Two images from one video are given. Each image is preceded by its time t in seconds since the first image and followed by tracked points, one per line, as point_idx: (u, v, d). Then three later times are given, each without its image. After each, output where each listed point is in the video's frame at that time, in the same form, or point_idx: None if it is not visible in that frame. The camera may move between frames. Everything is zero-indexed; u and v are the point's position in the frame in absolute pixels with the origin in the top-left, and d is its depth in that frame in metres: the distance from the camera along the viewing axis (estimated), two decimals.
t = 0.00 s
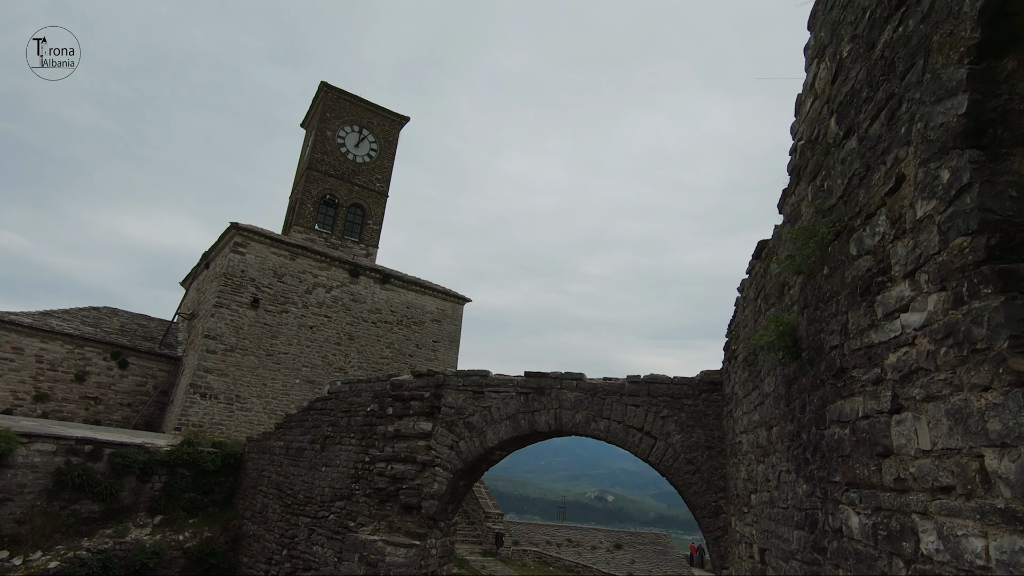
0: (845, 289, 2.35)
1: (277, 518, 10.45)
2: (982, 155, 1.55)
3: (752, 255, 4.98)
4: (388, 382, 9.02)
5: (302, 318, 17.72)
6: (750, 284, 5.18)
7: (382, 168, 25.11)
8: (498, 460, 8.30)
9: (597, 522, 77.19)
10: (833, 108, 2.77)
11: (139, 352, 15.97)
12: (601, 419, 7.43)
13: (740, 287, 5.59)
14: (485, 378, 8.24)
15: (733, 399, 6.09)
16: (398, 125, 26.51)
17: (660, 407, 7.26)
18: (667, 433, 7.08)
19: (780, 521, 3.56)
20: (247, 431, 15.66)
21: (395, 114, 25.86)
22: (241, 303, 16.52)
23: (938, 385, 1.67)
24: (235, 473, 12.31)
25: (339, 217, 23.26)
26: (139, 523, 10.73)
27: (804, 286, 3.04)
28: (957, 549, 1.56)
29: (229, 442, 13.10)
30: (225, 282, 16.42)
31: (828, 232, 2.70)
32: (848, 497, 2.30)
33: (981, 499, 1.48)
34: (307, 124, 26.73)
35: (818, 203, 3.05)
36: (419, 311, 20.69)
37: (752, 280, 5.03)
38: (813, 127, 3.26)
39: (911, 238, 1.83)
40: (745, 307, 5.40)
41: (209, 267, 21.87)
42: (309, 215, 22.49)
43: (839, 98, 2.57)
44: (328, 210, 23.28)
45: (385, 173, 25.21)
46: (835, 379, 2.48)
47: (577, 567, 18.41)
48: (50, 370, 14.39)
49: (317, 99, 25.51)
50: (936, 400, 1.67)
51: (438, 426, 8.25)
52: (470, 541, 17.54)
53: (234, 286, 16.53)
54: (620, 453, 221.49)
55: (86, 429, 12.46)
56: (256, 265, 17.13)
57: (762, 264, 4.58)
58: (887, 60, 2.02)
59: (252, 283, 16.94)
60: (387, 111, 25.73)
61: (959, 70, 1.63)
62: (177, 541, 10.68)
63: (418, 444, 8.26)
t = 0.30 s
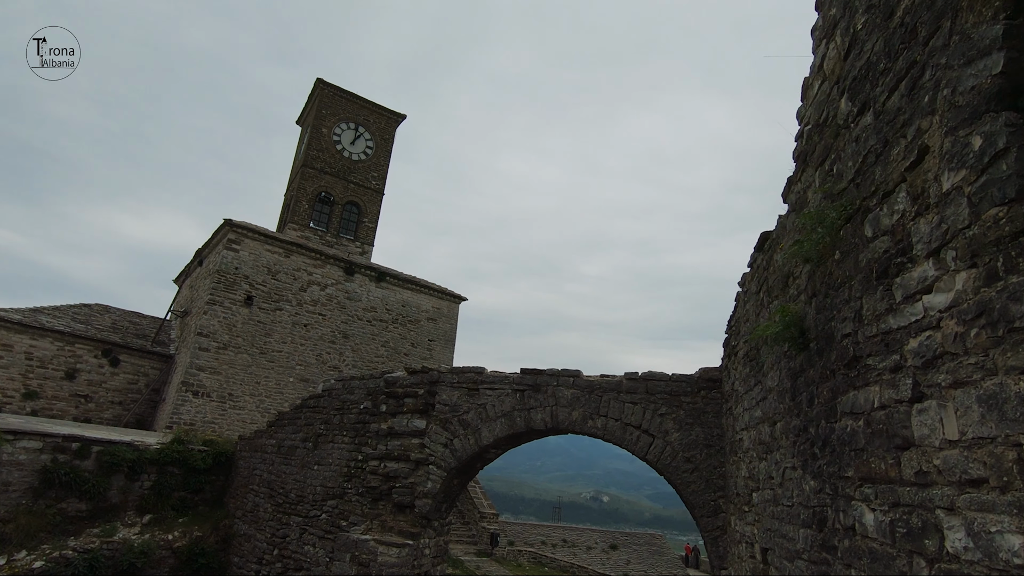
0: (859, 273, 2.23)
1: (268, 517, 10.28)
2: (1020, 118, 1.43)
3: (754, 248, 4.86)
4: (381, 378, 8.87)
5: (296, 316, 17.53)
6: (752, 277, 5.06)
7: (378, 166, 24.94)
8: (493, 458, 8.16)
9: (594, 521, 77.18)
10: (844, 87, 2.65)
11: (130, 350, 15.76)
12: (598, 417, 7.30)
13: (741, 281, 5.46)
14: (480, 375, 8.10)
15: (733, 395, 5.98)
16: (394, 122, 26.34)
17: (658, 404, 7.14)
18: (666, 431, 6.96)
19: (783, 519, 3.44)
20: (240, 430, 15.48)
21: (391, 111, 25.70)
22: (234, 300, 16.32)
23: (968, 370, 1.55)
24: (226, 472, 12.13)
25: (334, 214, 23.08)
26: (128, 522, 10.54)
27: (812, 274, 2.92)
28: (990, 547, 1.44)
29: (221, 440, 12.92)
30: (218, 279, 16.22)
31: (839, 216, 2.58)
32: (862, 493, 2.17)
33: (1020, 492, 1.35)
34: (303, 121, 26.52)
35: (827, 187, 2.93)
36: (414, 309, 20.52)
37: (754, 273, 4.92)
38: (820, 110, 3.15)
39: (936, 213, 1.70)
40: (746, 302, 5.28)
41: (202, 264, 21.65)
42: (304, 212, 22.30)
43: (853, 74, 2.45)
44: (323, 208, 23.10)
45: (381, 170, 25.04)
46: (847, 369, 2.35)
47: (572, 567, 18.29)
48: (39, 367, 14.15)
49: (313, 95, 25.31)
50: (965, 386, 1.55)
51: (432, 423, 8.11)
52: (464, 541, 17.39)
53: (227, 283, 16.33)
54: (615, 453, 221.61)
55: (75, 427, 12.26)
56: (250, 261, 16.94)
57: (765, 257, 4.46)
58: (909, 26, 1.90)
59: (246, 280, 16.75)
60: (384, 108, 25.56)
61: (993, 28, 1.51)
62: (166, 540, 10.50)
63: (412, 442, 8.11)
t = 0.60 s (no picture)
0: (871, 259, 2.12)
1: (260, 516, 10.14)
2: None
3: (754, 241, 4.76)
4: (374, 375, 8.73)
5: (290, 313, 17.37)
6: (752, 271, 4.96)
7: (373, 162, 24.76)
8: (488, 456, 8.05)
9: (589, 520, 77.35)
10: (854, 67, 2.55)
11: (122, 346, 15.57)
12: (594, 414, 7.19)
13: (740, 275, 5.37)
14: (475, 371, 7.99)
15: (731, 392, 5.88)
16: (390, 119, 26.15)
17: (655, 401, 7.03)
18: (663, 428, 6.86)
19: (785, 518, 3.34)
20: (233, 427, 15.32)
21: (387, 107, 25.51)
22: (227, 296, 16.14)
23: (994, 357, 1.44)
24: (217, 469, 11.99)
25: (329, 211, 22.90)
26: (117, 520, 10.38)
27: (817, 263, 2.81)
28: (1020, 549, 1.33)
29: (212, 438, 12.77)
30: (211, 275, 16.03)
31: (848, 201, 2.47)
32: (873, 491, 2.07)
33: None
34: (298, 117, 26.30)
35: (833, 173, 2.83)
36: (410, 307, 20.38)
37: (754, 266, 4.82)
38: (826, 95, 3.04)
39: (958, 191, 1.59)
40: (745, 297, 5.18)
41: (195, 260, 21.43)
42: (299, 208, 22.11)
43: (864, 52, 2.34)
44: (318, 204, 22.92)
45: (376, 167, 24.87)
46: (857, 361, 2.25)
47: (568, 566, 18.21)
48: (29, 364, 13.94)
49: (308, 91, 25.09)
50: (992, 375, 1.44)
51: (426, 420, 7.98)
52: (459, 539, 17.29)
53: (220, 279, 16.14)
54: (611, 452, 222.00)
55: (64, 424, 12.08)
56: (243, 258, 16.76)
57: (766, 249, 4.35)
58: None
59: (239, 277, 16.56)
60: (379, 105, 25.37)
61: None
62: (156, 539, 10.36)
63: (405, 439, 7.99)
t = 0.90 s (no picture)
0: (878, 244, 2.02)
1: (250, 513, 10.02)
2: None
3: (752, 233, 4.66)
4: (366, 370, 8.61)
5: (283, 309, 17.20)
6: (750, 263, 4.87)
7: (368, 158, 24.57)
8: (481, 452, 7.95)
9: (583, 516, 77.62)
10: (860, 46, 2.45)
11: (113, 342, 15.38)
12: (589, 410, 7.10)
13: (738, 268, 5.28)
14: (468, 367, 7.88)
15: (728, 387, 5.80)
16: (384, 114, 25.94)
17: (650, 397, 6.95)
18: (658, 424, 6.78)
19: (784, 514, 3.25)
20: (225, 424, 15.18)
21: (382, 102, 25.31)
22: (219, 292, 15.95)
23: (1016, 343, 1.34)
24: (208, 467, 11.85)
25: (323, 206, 22.71)
26: (105, 518, 10.23)
27: (820, 252, 2.71)
28: None
29: (203, 434, 12.62)
30: (203, 271, 15.84)
31: (853, 186, 2.38)
32: (879, 486, 1.97)
33: None
34: (291, 111, 26.05)
35: (837, 159, 2.73)
36: (404, 303, 20.24)
37: (752, 258, 4.73)
38: (829, 78, 2.95)
39: (977, 166, 1.49)
40: (743, 290, 5.09)
41: (187, 256, 21.22)
42: (292, 204, 21.91)
43: (871, 29, 2.25)
44: (311, 199, 22.72)
45: (371, 162, 24.67)
46: (862, 351, 2.15)
47: (562, 563, 18.19)
48: (17, 360, 13.73)
49: (301, 85, 24.83)
50: (1013, 362, 1.35)
51: (418, 416, 7.87)
52: (453, 537, 17.23)
53: (213, 275, 15.95)
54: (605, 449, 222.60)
55: (52, 421, 11.91)
56: (236, 253, 16.57)
57: (765, 241, 4.26)
58: None
59: (231, 272, 16.38)
60: (374, 99, 25.16)
61: None
62: (145, 537, 10.23)
63: (397, 435, 7.87)
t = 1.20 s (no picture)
0: (884, 225, 1.93)
1: (241, 511, 9.89)
2: None
3: (749, 224, 4.58)
4: (358, 366, 8.50)
5: (277, 305, 17.05)
6: (747, 255, 4.79)
7: (362, 154, 24.40)
8: (474, 449, 7.86)
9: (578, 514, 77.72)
10: (864, 24, 2.36)
11: (104, 339, 15.20)
12: (583, 406, 7.01)
13: (734, 261, 5.20)
14: (461, 362, 7.77)
15: (724, 382, 5.72)
16: (379, 110, 25.76)
17: (646, 392, 6.86)
18: (653, 420, 6.69)
19: (783, 511, 3.17)
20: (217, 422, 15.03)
21: (376, 98, 25.14)
22: (212, 289, 15.79)
23: None
24: (199, 464, 11.71)
25: (317, 202, 22.54)
26: (93, 516, 10.08)
27: (821, 238, 2.63)
28: None
29: (194, 431, 12.47)
30: (195, 267, 15.68)
31: (856, 169, 2.30)
32: (885, 480, 1.88)
33: None
34: (285, 107, 25.82)
35: (839, 142, 2.64)
36: (399, 300, 20.10)
37: (749, 250, 4.65)
38: (830, 61, 2.86)
39: (994, 137, 1.41)
40: (740, 283, 5.00)
41: (179, 252, 21.01)
42: (286, 200, 21.73)
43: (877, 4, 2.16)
44: (305, 195, 22.54)
45: (365, 158, 24.50)
46: (866, 339, 2.06)
47: (557, 560, 18.13)
48: (6, 357, 13.53)
49: (295, 80, 24.62)
50: None
51: (411, 412, 7.77)
52: (447, 534, 17.15)
53: (205, 271, 15.79)
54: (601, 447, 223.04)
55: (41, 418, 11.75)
56: (228, 249, 16.41)
57: (762, 232, 4.17)
58: None
59: (224, 268, 16.21)
60: (369, 95, 24.99)
61: None
62: (134, 535, 10.09)
63: (390, 431, 7.77)
